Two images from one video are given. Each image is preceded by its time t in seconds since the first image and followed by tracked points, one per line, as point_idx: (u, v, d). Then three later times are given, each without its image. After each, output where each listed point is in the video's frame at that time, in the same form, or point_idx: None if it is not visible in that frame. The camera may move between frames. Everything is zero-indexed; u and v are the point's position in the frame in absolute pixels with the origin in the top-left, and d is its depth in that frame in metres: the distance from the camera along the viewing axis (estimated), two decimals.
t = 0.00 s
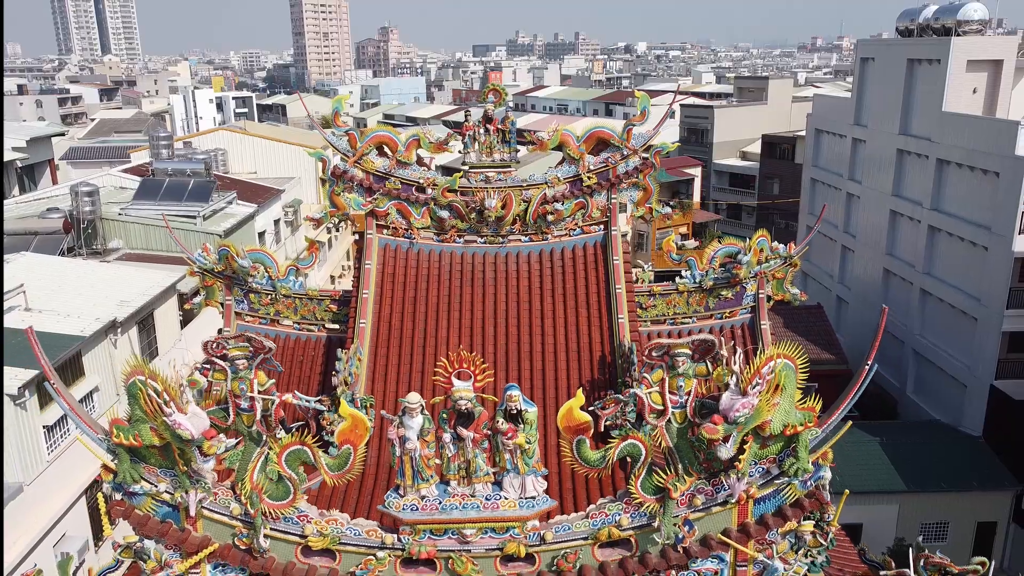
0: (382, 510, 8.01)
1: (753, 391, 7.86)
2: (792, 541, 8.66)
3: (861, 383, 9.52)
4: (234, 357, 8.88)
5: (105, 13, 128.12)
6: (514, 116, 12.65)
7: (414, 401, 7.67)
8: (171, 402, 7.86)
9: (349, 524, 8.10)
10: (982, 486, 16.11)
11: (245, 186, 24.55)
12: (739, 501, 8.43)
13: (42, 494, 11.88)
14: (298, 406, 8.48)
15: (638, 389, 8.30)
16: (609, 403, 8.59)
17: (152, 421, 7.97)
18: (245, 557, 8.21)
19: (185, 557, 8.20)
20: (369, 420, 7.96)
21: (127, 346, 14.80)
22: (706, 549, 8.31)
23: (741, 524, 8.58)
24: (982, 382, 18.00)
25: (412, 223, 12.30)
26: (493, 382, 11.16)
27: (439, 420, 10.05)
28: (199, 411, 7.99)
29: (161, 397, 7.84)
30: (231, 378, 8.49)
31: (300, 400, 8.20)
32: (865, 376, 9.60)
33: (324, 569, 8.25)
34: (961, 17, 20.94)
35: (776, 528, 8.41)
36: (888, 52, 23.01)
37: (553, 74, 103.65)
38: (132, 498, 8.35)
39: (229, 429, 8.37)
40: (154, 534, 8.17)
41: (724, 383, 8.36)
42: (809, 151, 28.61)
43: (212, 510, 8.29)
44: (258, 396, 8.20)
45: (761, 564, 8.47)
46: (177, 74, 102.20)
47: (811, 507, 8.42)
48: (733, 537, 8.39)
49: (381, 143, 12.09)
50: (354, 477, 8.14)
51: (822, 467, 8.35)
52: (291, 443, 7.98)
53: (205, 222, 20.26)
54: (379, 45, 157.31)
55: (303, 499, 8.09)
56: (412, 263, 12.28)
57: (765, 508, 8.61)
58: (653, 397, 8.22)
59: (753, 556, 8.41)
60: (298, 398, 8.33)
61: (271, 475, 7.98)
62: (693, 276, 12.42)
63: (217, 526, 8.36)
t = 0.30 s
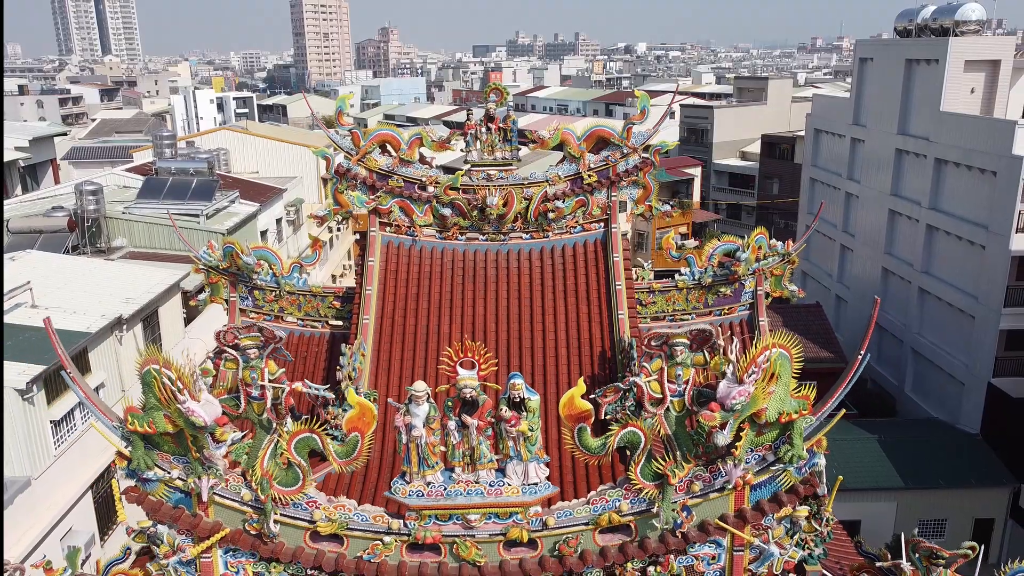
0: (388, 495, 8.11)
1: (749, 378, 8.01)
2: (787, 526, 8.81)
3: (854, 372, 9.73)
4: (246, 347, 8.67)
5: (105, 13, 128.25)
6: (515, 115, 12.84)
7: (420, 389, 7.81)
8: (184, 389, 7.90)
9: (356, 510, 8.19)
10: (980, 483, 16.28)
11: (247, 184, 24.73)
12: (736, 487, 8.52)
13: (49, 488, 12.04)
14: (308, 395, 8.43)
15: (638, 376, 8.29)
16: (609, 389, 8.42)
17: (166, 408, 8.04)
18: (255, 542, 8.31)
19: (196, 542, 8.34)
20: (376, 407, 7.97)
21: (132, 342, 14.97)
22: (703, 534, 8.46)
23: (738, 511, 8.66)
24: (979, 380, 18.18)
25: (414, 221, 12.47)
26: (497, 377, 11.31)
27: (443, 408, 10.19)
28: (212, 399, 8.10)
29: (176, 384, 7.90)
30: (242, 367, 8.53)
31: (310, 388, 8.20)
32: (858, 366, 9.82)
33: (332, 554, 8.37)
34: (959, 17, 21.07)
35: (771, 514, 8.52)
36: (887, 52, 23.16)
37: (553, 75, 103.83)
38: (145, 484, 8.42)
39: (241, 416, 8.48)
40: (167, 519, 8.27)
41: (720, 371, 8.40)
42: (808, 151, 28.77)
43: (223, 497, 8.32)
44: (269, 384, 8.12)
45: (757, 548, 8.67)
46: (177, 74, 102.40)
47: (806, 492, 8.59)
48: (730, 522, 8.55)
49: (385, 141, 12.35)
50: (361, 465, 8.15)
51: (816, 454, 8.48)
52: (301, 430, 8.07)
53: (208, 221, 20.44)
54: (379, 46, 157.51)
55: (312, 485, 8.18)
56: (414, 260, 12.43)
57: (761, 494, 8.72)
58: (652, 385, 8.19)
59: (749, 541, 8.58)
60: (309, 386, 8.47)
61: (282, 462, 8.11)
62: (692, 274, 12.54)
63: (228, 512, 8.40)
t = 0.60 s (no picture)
0: (395, 481, 8.26)
1: (745, 366, 8.06)
2: (782, 511, 8.90)
3: (849, 360, 9.82)
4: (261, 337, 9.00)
5: (105, 12, 128.39)
6: (517, 113, 12.98)
7: (427, 377, 8.01)
8: (199, 377, 7.93)
9: (365, 495, 8.36)
10: (976, 479, 16.45)
11: (250, 183, 24.92)
12: (733, 472, 8.60)
13: (57, 481, 12.25)
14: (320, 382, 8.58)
15: (638, 365, 8.41)
16: (610, 378, 8.69)
17: (182, 395, 8.08)
18: (266, 526, 8.43)
19: (210, 526, 8.46)
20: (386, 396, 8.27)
21: (138, 339, 15.16)
22: (701, 518, 8.55)
23: (735, 495, 8.77)
24: (976, 378, 18.37)
25: (417, 218, 12.61)
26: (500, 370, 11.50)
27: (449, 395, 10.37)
28: (226, 386, 8.14)
29: (191, 372, 7.92)
30: (256, 355, 8.64)
31: (320, 376, 8.27)
32: (852, 353, 9.86)
33: (341, 538, 8.48)
34: (957, 18, 21.23)
35: (767, 498, 8.66)
36: (886, 52, 23.34)
37: (553, 75, 104.07)
38: (160, 470, 8.48)
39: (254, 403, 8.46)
40: (181, 504, 8.34)
41: (718, 360, 8.52)
42: (807, 151, 28.95)
43: (236, 482, 8.40)
44: (281, 372, 8.10)
45: (753, 532, 8.82)
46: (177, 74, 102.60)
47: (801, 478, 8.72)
48: (727, 507, 8.63)
49: (388, 140, 12.50)
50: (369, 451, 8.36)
51: (811, 440, 8.55)
52: (311, 417, 8.20)
53: (212, 220, 20.61)
54: (379, 46, 157.68)
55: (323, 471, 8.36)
56: (418, 257, 12.61)
57: (758, 480, 8.81)
58: (652, 373, 8.32)
59: (746, 525, 8.69)
60: (320, 372, 8.47)
61: (292, 448, 8.21)
62: (691, 270, 12.74)
63: (241, 497, 8.49)
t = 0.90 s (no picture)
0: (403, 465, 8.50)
1: (742, 353, 8.23)
2: (777, 494, 8.97)
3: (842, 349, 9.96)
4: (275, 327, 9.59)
5: (106, 13, 128.59)
6: (519, 112, 13.22)
7: (435, 364, 8.25)
8: (216, 362, 8.14)
9: (373, 479, 8.49)
10: (974, 476, 16.62)
11: (253, 182, 25.12)
12: (730, 457, 8.71)
13: (66, 474, 12.42)
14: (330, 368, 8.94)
15: (637, 352, 8.61)
16: (611, 366, 8.93)
17: (198, 381, 8.19)
18: (278, 509, 8.48)
19: (224, 509, 8.50)
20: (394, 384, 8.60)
21: (144, 335, 15.34)
22: (699, 501, 8.71)
23: (731, 480, 8.83)
24: (973, 375, 18.58)
25: (421, 215, 12.84)
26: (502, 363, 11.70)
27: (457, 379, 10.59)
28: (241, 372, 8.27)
29: (208, 358, 8.11)
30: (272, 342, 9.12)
31: (333, 362, 8.59)
32: (846, 342, 9.97)
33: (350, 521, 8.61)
34: (954, 18, 21.44)
35: (762, 481, 8.71)
36: (884, 52, 23.50)
37: (553, 75, 104.25)
38: (176, 455, 8.49)
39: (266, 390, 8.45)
40: (196, 487, 8.31)
41: (715, 348, 8.70)
42: (806, 150, 29.12)
43: (249, 466, 8.54)
44: (294, 360, 8.27)
45: (750, 516, 8.89)
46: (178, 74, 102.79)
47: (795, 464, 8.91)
48: (724, 490, 8.71)
49: (392, 138, 12.76)
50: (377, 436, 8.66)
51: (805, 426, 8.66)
52: (321, 404, 8.32)
53: (216, 218, 20.80)
54: (379, 46, 157.79)
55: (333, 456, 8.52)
56: (422, 253, 12.78)
57: (754, 464, 8.94)
58: (651, 360, 8.53)
59: (742, 508, 8.67)
60: (331, 359, 8.90)
61: (303, 434, 8.35)
62: (691, 267, 12.91)
63: (253, 481, 8.59)
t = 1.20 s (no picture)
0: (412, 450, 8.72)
1: (738, 341, 8.44)
2: (773, 478, 9.02)
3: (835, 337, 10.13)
4: (285, 316, 9.54)
5: (106, 13, 128.91)
6: (521, 111, 13.42)
7: (443, 351, 8.43)
8: (232, 350, 8.23)
9: (384, 463, 8.73)
10: (972, 472, 16.83)
11: (256, 181, 25.35)
12: (728, 441, 8.89)
13: (76, 468, 12.64)
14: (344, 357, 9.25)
15: (637, 341, 8.76)
16: (612, 353, 8.99)
17: (216, 368, 8.45)
18: (292, 493, 8.68)
19: (239, 492, 8.57)
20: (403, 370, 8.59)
21: (152, 332, 15.54)
22: (697, 484, 8.87)
23: (729, 464, 9.01)
24: (970, 372, 18.82)
25: (425, 212, 13.05)
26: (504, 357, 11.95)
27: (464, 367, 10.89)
28: (257, 358, 8.49)
29: (224, 346, 8.23)
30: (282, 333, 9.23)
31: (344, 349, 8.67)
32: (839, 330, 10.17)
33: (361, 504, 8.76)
34: (952, 18, 21.68)
35: (759, 465, 8.86)
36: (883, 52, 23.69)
37: (553, 76, 104.55)
38: (194, 440, 8.82)
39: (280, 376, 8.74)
40: (213, 471, 8.52)
41: (712, 337, 8.91)
42: (805, 149, 29.34)
43: (263, 451, 8.71)
44: (306, 348, 8.46)
45: (746, 499, 8.93)
46: (178, 74, 103.06)
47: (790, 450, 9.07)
48: (721, 474, 8.86)
49: (396, 136, 12.88)
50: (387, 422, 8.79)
51: (800, 411, 8.85)
52: (333, 391, 8.51)
53: (220, 216, 21.02)
54: (379, 47, 158.11)
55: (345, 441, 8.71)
56: (426, 249, 13.05)
57: (751, 449, 9.07)
58: (651, 348, 8.69)
59: (739, 492, 8.86)
60: (342, 347, 9.15)
61: (316, 419, 8.55)
62: (690, 263, 13.16)
63: (269, 466, 8.77)
